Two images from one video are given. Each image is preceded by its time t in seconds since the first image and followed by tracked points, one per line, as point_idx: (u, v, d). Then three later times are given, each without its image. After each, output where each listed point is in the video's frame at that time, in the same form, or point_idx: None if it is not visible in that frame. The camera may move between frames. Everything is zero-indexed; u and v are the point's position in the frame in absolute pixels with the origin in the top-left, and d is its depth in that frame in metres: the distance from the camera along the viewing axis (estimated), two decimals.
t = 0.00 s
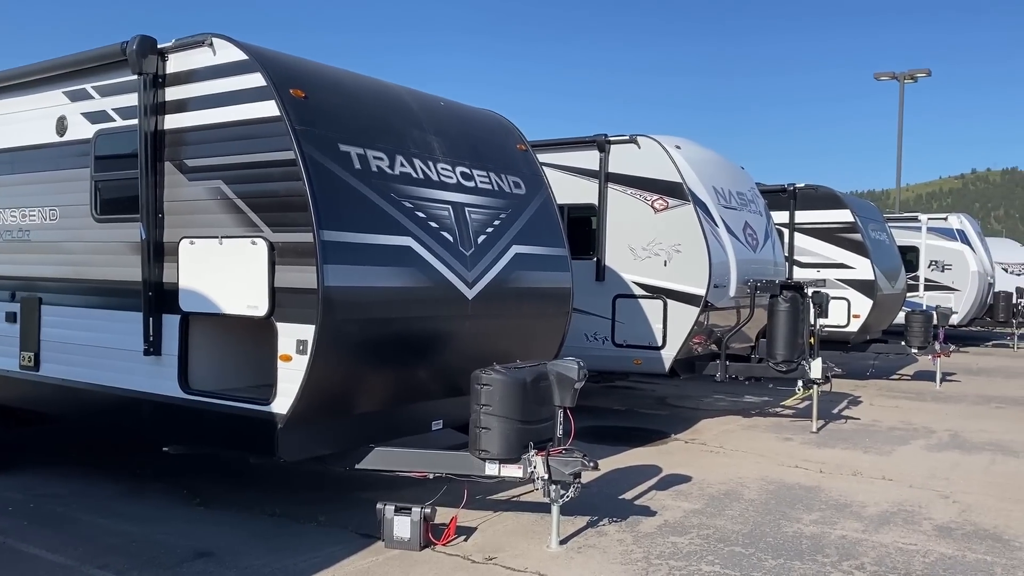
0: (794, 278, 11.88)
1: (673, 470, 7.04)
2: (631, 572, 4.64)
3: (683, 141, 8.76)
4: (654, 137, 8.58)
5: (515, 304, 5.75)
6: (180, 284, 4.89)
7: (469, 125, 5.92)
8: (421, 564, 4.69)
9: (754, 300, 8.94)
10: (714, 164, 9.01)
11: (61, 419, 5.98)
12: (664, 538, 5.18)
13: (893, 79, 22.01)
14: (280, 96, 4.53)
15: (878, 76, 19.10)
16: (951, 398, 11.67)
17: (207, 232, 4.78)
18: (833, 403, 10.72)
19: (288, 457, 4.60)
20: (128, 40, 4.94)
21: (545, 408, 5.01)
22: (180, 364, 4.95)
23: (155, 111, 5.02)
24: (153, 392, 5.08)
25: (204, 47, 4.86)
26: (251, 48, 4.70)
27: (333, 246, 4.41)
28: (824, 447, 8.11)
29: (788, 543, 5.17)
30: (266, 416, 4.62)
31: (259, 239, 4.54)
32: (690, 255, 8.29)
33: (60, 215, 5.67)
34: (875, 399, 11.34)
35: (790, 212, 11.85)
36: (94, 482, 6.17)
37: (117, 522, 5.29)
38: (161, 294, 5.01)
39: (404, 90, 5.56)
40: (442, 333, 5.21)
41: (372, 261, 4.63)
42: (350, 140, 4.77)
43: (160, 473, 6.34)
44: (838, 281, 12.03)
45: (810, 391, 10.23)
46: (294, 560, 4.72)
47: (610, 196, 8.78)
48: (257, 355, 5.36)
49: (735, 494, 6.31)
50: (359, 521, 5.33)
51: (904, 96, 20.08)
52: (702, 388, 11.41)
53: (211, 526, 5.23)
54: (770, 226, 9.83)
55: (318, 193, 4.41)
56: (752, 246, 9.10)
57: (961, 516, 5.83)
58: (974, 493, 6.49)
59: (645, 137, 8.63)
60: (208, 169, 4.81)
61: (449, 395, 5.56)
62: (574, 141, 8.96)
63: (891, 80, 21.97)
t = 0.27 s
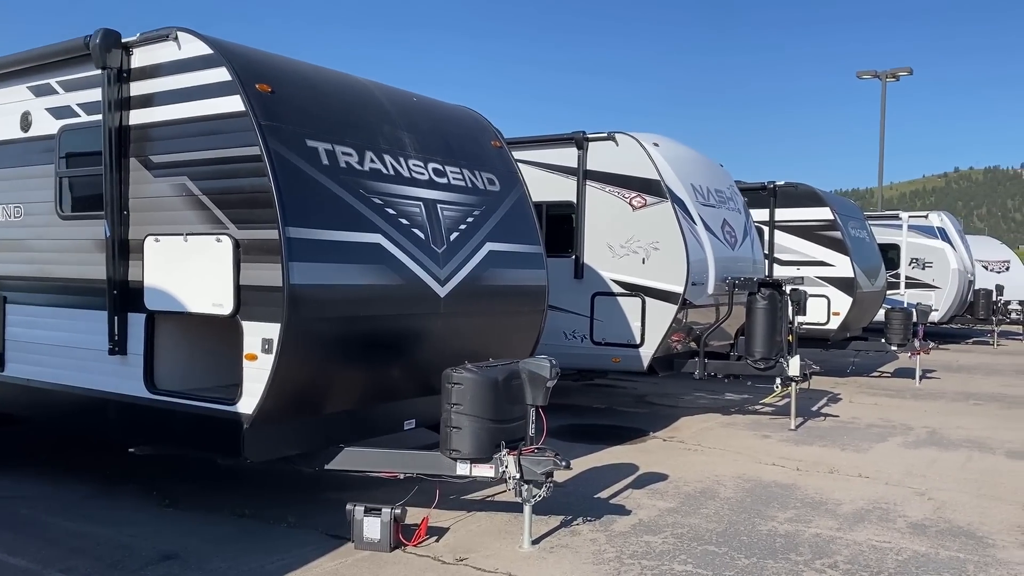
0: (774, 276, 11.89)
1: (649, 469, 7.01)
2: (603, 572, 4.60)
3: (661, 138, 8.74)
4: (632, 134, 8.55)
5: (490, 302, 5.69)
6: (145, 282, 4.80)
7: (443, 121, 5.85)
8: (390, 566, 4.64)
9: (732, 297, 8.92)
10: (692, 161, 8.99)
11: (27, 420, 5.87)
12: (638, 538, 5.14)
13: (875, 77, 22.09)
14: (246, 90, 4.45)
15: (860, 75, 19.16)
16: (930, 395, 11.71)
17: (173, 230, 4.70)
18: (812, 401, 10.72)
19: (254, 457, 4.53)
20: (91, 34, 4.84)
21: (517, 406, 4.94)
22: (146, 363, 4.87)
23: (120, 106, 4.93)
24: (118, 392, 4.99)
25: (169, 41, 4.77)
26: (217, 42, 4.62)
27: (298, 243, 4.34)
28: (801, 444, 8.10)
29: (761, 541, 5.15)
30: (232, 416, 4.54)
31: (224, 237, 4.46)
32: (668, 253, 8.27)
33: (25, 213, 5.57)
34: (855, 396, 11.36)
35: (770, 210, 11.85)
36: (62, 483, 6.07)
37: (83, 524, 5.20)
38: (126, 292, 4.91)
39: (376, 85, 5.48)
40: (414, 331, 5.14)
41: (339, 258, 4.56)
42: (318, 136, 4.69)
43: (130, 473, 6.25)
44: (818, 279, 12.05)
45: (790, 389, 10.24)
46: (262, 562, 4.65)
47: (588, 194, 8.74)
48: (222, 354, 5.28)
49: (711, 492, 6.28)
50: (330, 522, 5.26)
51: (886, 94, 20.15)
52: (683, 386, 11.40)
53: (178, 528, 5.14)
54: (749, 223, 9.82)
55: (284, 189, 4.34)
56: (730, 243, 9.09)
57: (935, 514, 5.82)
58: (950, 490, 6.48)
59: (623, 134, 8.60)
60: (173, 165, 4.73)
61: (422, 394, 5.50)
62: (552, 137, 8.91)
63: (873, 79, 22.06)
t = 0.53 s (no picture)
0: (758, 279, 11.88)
1: (627, 471, 6.97)
2: None
3: (644, 139, 8.72)
4: (615, 135, 8.53)
5: (466, 303, 5.64)
6: (113, 278, 4.73)
7: (420, 118, 5.79)
8: (357, 568, 4.58)
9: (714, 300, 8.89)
10: (676, 164, 8.97)
11: None
12: (610, 541, 5.10)
13: (864, 82, 22.14)
14: (215, 84, 4.38)
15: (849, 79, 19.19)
16: (912, 400, 11.71)
17: (141, 225, 4.63)
18: (794, 405, 10.71)
19: (219, 457, 4.47)
20: (60, 25, 4.75)
21: (489, 408, 4.88)
22: (112, 360, 4.79)
23: (89, 99, 4.85)
24: (85, 390, 4.91)
25: (139, 34, 4.69)
26: (187, 35, 4.55)
27: (266, 240, 4.28)
28: (781, 448, 8.08)
29: (734, 546, 5.11)
30: (197, 415, 4.48)
31: (192, 233, 4.39)
32: (650, 255, 8.24)
33: None
34: (837, 400, 11.36)
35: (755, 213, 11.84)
36: (30, 480, 5.98)
37: (48, 523, 5.12)
38: (93, 288, 4.83)
39: (351, 82, 5.42)
40: (386, 331, 5.08)
41: (309, 256, 4.50)
42: (289, 132, 4.64)
43: (100, 471, 6.17)
44: (802, 282, 12.04)
45: (772, 392, 10.22)
46: (227, 563, 4.59)
47: (571, 195, 8.71)
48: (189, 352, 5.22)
49: (686, 496, 6.24)
50: (299, 523, 5.20)
51: (875, 99, 20.19)
52: (666, 388, 11.37)
53: (145, 528, 5.07)
54: (732, 226, 9.80)
55: (252, 186, 4.28)
56: (712, 245, 9.07)
57: (910, 520, 5.80)
58: (926, 496, 6.47)
59: (606, 135, 8.58)
60: (142, 160, 4.65)
61: (395, 395, 5.45)
62: (535, 137, 8.87)
63: (863, 83, 22.12)
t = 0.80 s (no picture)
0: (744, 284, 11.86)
1: (603, 475, 6.93)
2: None
3: (629, 141, 8.69)
4: (600, 137, 8.50)
5: (442, 302, 5.58)
6: (80, 270, 4.66)
7: (399, 115, 5.74)
8: (322, 569, 4.52)
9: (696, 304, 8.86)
10: (661, 166, 8.94)
11: None
12: (579, 545, 5.06)
13: (857, 89, 22.16)
14: (186, 76, 4.32)
15: (842, 86, 19.19)
16: (895, 408, 11.71)
17: (110, 217, 4.57)
18: (776, 410, 10.69)
19: (183, 453, 4.41)
20: (31, 12, 4.67)
21: (459, 409, 4.83)
22: (78, 354, 4.72)
23: (60, 88, 4.77)
24: (51, 383, 4.84)
25: (110, 24, 4.62)
26: (159, 25, 4.49)
27: (234, 235, 4.22)
28: (759, 454, 8.06)
29: (704, 552, 5.08)
30: (162, 411, 4.42)
31: (159, 226, 4.33)
32: (632, 257, 8.21)
33: None
34: (819, 406, 11.35)
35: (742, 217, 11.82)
36: None
37: (11, 517, 5.05)
38: (60, 280, 4.75)
39: (329, 77, 5.37)
40: (358, 329, 5.03)
41: (278, 252, 4.45)
42: (261, 125, 4.58)
43: (69, 465, 6.09)
44: (788, 288, 12.02)
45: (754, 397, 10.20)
46: (190, 561, 4.53)
47: (555, 195, 8.67)
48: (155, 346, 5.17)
49: (661, 500, 6.21)
50: (267, 522, 5.14)
51: (868, 106, 20.22)
52: (649, 392, 11.34)
53: (110, 523, 5.01)
54: (717, 230, 9.77)
55: (220, 180, 4.22)
56: (696, 249, 9.04)
57: (884, 528, 5.77)
58: (902, 504, 6.45)
59: (591, 136, 8.55)
60: (112, 151, 4.59)
61: (367, 394, 5.39)
62: (521, 137, 8.83)
63: (856, 90, 22.14)
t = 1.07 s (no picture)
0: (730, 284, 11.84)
1: (582, 473, 6.90)
2: None
3: (614, 139, 8.67)
4: (585, 134, 8.47)
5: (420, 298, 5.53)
6: (49, 260, 4.60)
7: (379, 108, 5.69)
8: (290, 564, 4.48)
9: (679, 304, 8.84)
10: (647, 165, 8.91)
11: None
12: (552, 544, 5.03)
13: (851, 91, 22.18)
14: (157, 64, 4.26)
15: (835, 88, 19.18)
16: (880, 409, 11.71)
17: (81, 207, 4.51)
18: (760, 410, 10.68)
19: (150, 446, 4.37)
20: None
21: (432, 405, 4.79)
22: (47, 345, 4.66)
23: (32, 76, 4.71)
24: (19, 374, 4.78)
25: (82, 11, 4.56)
26: (131, 13, 4.43)
27: (203, 226, 4.18)
28: (740, 454, 8.04)
29: (677, 552, 5.05)
30: (129, 403, 4.37)
31: (128, 216, 4.28)
32: (616, 255, 8.18)
33: None
34: (804, 407, 11.34)
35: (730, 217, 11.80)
36: None
37: None
38: (30, 270, 4.68)
39: (307, 68, 5.32)
40: (332, 323, 4.98)
41: (249, 244, 4.40)
42: (234, 116, 4.53)
43: (42, 457, 6.03)
44: (775, 288, 12.01)
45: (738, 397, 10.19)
46: (156, 555, 4.49)
47: (539, 192, 8.63)
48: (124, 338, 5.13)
49: (638, 499, 6.18)
50: (238, 516, 5.10)
51: (860, 108, 20.24)
52: (634, 391, 11.32)
53: (78, 516, 4.96)
54: (703, 230, 9.75)
55: (190, 170, 4.17)
56: (681, 248, 9.02)
57: (859, 530, 5.76)
58: (879, 506, 6.44)
59: (576, 133, 8.52)
60: (83, 139, 4.53)
61: (342, 389, 5.35)
62: (506, 133, 8.79)
63: (848, 93, 22.14)
